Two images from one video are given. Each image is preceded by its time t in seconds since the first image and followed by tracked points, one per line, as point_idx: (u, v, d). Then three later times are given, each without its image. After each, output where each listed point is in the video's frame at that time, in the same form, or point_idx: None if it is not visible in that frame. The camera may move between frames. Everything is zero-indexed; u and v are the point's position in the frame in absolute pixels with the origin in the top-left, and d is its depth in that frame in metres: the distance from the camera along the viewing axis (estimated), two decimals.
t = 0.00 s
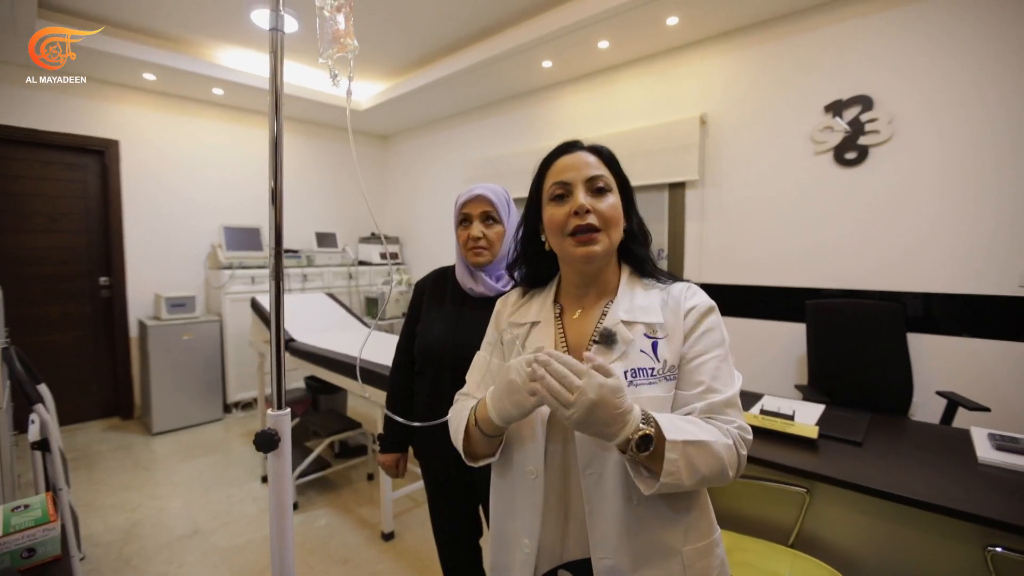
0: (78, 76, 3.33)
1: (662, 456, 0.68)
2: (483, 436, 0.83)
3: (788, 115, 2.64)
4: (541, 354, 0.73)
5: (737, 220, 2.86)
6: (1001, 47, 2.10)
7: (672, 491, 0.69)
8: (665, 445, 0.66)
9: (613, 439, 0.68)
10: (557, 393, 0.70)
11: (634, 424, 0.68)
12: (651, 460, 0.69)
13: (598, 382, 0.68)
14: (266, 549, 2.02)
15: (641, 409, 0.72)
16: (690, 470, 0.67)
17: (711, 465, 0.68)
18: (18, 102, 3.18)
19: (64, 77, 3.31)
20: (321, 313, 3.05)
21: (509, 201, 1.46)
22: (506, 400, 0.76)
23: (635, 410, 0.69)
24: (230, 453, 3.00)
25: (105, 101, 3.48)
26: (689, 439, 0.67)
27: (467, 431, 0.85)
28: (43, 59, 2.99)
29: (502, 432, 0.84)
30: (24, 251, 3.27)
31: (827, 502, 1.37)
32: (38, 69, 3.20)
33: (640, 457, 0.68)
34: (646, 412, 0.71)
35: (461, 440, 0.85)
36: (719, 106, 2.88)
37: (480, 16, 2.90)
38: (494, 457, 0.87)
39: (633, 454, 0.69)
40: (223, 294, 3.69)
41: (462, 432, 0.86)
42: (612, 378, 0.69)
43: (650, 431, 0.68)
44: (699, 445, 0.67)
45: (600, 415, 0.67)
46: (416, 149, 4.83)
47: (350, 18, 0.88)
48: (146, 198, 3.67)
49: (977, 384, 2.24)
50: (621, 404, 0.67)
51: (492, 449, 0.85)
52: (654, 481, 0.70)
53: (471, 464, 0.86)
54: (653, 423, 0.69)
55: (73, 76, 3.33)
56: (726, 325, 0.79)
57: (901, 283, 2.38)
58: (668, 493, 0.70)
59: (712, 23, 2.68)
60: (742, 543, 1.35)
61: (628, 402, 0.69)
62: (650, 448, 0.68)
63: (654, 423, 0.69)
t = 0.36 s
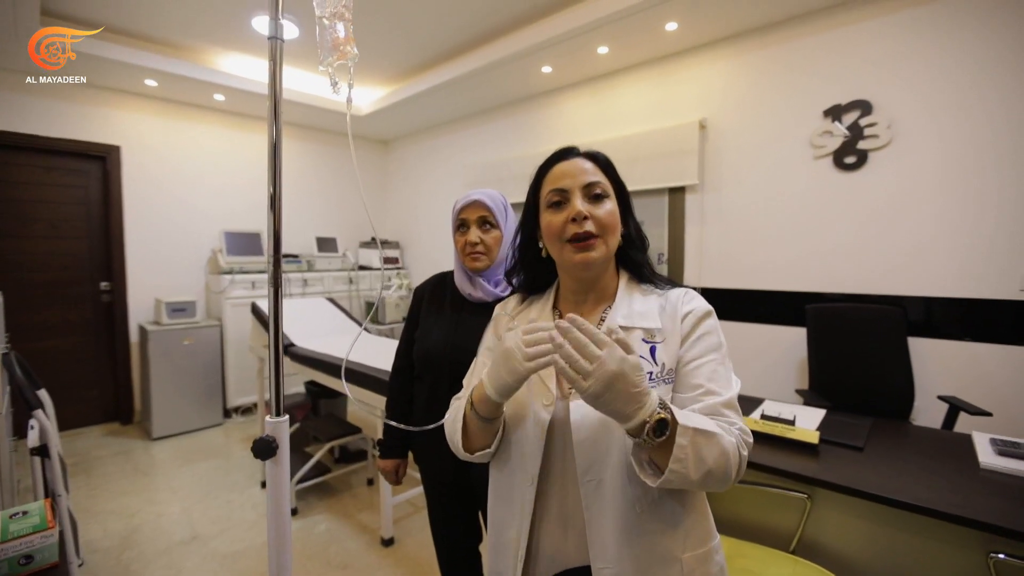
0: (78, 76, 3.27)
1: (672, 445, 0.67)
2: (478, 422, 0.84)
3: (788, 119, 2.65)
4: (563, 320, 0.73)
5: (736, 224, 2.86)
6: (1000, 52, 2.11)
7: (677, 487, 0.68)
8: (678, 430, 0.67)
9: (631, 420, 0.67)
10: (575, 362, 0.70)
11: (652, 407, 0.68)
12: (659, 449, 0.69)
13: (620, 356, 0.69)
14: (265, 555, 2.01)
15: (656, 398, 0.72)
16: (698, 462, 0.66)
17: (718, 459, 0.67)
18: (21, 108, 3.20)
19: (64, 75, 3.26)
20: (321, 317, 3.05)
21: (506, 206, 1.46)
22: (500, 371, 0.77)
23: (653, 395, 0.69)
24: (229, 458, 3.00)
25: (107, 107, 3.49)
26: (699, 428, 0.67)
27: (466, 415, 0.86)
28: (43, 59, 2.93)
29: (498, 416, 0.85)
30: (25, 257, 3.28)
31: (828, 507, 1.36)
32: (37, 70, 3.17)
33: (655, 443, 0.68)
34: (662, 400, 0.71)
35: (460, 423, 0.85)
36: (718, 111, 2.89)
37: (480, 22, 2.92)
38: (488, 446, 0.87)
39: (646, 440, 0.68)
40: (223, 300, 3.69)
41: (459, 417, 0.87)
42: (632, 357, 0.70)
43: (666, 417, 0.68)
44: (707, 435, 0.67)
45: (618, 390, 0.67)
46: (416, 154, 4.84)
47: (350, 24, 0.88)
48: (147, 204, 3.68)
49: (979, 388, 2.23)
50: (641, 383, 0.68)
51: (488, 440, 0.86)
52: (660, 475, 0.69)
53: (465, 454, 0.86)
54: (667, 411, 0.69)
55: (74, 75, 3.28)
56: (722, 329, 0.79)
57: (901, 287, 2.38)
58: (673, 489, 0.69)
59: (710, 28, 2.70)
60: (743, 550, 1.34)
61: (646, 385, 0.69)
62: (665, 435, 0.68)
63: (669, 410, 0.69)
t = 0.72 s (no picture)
0: (79, 76, 3.25)
1: (657, 456, 0.67)
2: (483, 434, 0.83)
3: (789, 124, 2.65)
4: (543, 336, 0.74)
5: (737, 229, 2.86)
6: (1000, 58, 2.11)
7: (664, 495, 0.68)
8: (661, 442, 0.66)
9: (610, 432, 0.67)
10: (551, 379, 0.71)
11: (632, 418, 0.68)
12: (644, 459, 0.69)
13: (593, 369, 0.68)
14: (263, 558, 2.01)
15: (641, 407, 0.71)
16: (685, 472, 0.66)
17: (707, 468, 0.67)
18: (26, 111, 3.22)
19: (65, 77, 3.26)
20: (321, 320, 3.05)
21: (506, 211, 1.46)
22: (510, 391, 0.76)
23: (634, 405, 0.68)
24: (229, 461, 2.99)
25: (110, 109, 3.51)
26: (684, 439, 0.67)
27: (469, 430, 0.85)
28: (41, 59, 2.94)
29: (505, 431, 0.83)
30: (29, 258, 3.29)
31: (829, 513, 1.35)
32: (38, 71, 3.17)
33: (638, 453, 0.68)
34: (646, 410, 0.70)
35: (464, 438, 0.84)
36: (719, 116, 2.90)
37: (482, 26, 2.93)
38: (494, 459, 0.86)
39: (628, 450, 0.68)
40: (225, 302, 3.70)
41: (462, 429, 0.86)
42: (610, 369, 0.70)
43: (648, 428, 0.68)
44: (694, 447, 0.67)
45: (592, 403, 0.67)
46: (418, 158, 4.86)
47: (351, 28, 0.88)
48: (150, 206, 3.70)
49: (981, 394, 2.22)
50: (619, 395, 0.68)
51: (494, 453, 0.85)
52: (647, 482, 0.70)
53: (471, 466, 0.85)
54: (650, 419, 0.69)
55: (73, 76, 3.28)
56: (722, 335, 0.79)
57: (902, 292, 2.38)
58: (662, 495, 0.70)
59: (711, 34, 2.71)
60: (744, 555, 1.33)
61: (627, 395, 0.69)
62: (646, 446, 0.67)
63: (652, 420, 0.69)
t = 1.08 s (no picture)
0: (79, 77, 3.29)
1: (656, 451, 0.68)
2: (475, 414, 0.83)
3: (785, 123, 2.66)
4: (544, 327, 0.74)
5: (734, 227, 2.87)
6: (996, 58, 2.12)
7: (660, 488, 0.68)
8: (662, 435, 0.67)
9: (612, 427, 0.68)
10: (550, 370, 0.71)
11: (634, 414, 0.68)
12: (643, 453, 0.69)
13: (596, 364, 0.68)
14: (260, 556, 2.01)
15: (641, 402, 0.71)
16: (683, 467, 0.67)
17: (704, 462, 0.67)
18: (20, 106, 3.19)
19: (65, 76, 3.27)
20: (318, 318, 3.05)
21: (503, 208, 1.46)
22: (500, 363, 0.77)
23: (636, 400, 0.68)
24: (225, 458, 2.99)
25: (106, 106, 3.49)
26: (684, 432, 0.67)
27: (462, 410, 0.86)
28: (43, 59, 2.94)
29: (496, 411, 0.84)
30: (24, 255, 3.27)
31: (824, 509, 1.36)
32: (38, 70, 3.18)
33: (639, 448, 0.68)
34: (646, 405, 0.70)
35: (456, 417, 0.85)
36: (717, 114, 2.90)
37: (479, 23, 2.92)
38: (484, 444, 0.86)
39: (628, 446, 0.68)
40: (221, 300, 3.69)
41: (456, 410, 0.86)
42: (613, 364, 0.70)
43: (649, 423, 0.68)
44: (692, 440, 0.67)
45: (595, 397, 0.67)
46: (415, 155, 4.85)
47: (346, 21, 0.88)
48: (145, 203, 3.68)
49: (975, 391, 2.24)
50: (622, 390, 0.67)
51: (486, 436, 0.85)
52: (643, 476, 0.70)
53: (462, 450, 0.85)
54: (651, 415, 0.69)
55: (74, 76, 3.30)
56: (716, 330, 0.79)
57: (897, 290, 2.39)
58: (658, 489, 0.70)
59: (709, 32, 2.71)
60: (739, 550, 1.34)
61: (629, 390, 0.69)
62: (647, 441, 0.67)
63: (654, 416, 0.69)
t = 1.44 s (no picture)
0: (78, 76, 3.27)
1: (661, 454, 0.68)
2: (480, 408, 0.84)
3: (784, 123, 2.66)
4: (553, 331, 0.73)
5: (733, 227, 2.87)
6: (994, 59, 2.13)
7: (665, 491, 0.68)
8: (667, 439, 0.66)
9: (618, 429, 0.68)
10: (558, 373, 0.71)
11: (641, 417, 0.68)
12: (649, 457, 0.69)
13: (605, 369, 0.68)
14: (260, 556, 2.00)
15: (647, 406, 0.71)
16: (686, 468, 0.67)
17: (707, 465, 0.67)
18: (18, 107, 3.19)
19: (64, 78, 3.27)
20: (318, 318, 3.05)
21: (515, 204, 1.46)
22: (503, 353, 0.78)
23: (642, 404, 0.69)
24: (225, 459, 2.98)
25: (104, 106, 3.48)
26: (688, 435, 0.67)
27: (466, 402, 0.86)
28: (44, 60, 2.94)
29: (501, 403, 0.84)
30: (22, 256, 3.26)
31: (825, 509, 1.36)
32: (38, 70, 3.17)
33: (644, 452, 0.68)
34: (652, 409, 0.70)
35: (461, 409, 0.85)
36: (716, 115, 2.90)
37: (479, 24, 2.92)
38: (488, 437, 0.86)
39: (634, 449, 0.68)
40: (220, 300, 3.68)
41: (459, 403, 0.86)
42: (622, 369, 0.69)
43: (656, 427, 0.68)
44: (696, 443, 0.67)
45: (602, 401, 0.67)
46: (415, 155, 4.85)
47: (347, 22, 0.88)
48: (144, 204, 3.67)
49: (974, 391, 2.24)
50: (629, 393, 0.68)
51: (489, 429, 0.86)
52: (649, 479, 0.70)
53: (465, 444, 0.85)
54: (657, 419, 0.69)
55: (73, 78, 3.30)
56: (717, 331, 0.79)
57: (897, 290, 2.39)
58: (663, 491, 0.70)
59: (708, 33, 2.71)
60: (741, 550, 1.34)
61: (635, 394, 0.69)
62: (652, 445, 0.67)
63: (660, 420, 0.69)
